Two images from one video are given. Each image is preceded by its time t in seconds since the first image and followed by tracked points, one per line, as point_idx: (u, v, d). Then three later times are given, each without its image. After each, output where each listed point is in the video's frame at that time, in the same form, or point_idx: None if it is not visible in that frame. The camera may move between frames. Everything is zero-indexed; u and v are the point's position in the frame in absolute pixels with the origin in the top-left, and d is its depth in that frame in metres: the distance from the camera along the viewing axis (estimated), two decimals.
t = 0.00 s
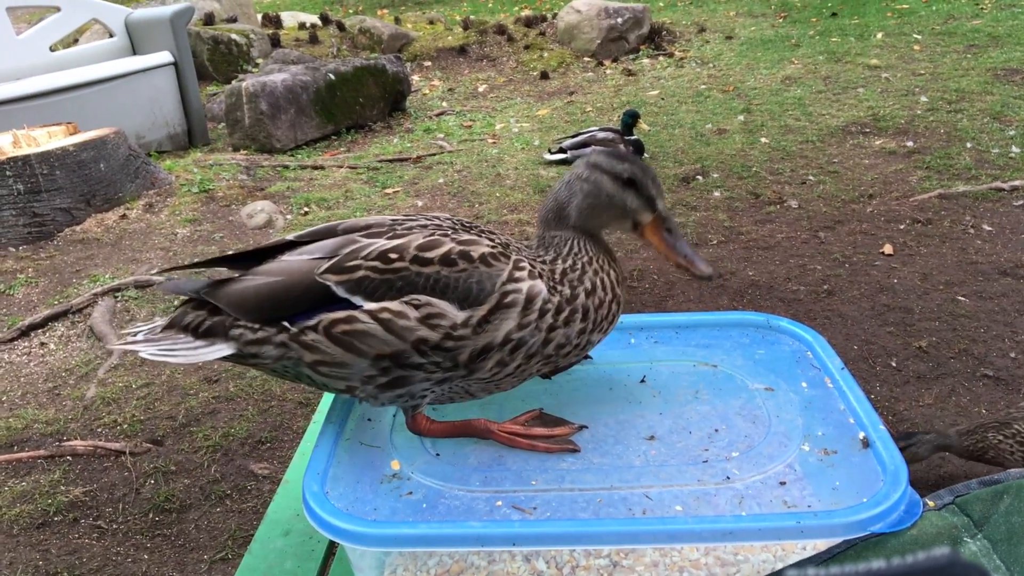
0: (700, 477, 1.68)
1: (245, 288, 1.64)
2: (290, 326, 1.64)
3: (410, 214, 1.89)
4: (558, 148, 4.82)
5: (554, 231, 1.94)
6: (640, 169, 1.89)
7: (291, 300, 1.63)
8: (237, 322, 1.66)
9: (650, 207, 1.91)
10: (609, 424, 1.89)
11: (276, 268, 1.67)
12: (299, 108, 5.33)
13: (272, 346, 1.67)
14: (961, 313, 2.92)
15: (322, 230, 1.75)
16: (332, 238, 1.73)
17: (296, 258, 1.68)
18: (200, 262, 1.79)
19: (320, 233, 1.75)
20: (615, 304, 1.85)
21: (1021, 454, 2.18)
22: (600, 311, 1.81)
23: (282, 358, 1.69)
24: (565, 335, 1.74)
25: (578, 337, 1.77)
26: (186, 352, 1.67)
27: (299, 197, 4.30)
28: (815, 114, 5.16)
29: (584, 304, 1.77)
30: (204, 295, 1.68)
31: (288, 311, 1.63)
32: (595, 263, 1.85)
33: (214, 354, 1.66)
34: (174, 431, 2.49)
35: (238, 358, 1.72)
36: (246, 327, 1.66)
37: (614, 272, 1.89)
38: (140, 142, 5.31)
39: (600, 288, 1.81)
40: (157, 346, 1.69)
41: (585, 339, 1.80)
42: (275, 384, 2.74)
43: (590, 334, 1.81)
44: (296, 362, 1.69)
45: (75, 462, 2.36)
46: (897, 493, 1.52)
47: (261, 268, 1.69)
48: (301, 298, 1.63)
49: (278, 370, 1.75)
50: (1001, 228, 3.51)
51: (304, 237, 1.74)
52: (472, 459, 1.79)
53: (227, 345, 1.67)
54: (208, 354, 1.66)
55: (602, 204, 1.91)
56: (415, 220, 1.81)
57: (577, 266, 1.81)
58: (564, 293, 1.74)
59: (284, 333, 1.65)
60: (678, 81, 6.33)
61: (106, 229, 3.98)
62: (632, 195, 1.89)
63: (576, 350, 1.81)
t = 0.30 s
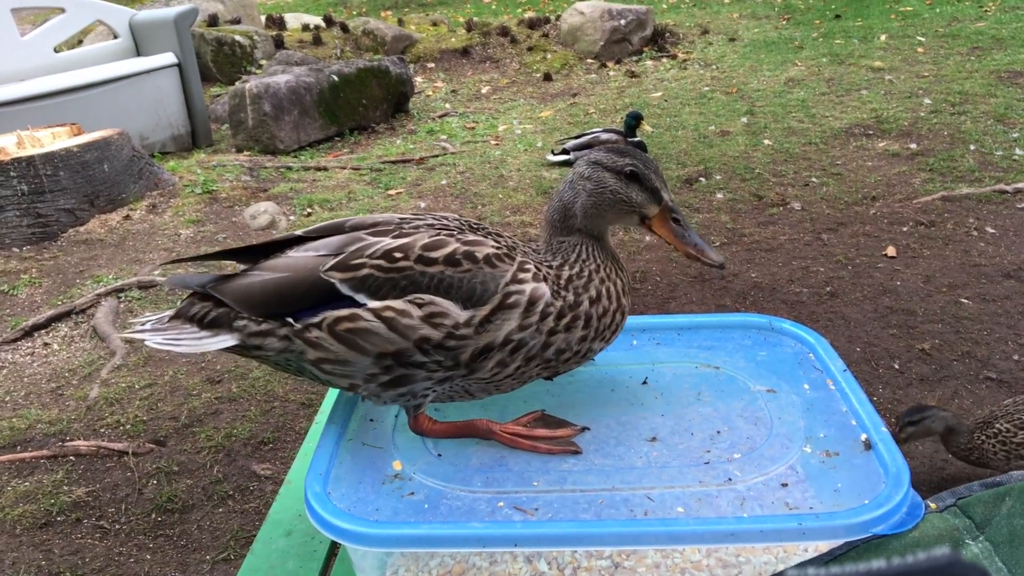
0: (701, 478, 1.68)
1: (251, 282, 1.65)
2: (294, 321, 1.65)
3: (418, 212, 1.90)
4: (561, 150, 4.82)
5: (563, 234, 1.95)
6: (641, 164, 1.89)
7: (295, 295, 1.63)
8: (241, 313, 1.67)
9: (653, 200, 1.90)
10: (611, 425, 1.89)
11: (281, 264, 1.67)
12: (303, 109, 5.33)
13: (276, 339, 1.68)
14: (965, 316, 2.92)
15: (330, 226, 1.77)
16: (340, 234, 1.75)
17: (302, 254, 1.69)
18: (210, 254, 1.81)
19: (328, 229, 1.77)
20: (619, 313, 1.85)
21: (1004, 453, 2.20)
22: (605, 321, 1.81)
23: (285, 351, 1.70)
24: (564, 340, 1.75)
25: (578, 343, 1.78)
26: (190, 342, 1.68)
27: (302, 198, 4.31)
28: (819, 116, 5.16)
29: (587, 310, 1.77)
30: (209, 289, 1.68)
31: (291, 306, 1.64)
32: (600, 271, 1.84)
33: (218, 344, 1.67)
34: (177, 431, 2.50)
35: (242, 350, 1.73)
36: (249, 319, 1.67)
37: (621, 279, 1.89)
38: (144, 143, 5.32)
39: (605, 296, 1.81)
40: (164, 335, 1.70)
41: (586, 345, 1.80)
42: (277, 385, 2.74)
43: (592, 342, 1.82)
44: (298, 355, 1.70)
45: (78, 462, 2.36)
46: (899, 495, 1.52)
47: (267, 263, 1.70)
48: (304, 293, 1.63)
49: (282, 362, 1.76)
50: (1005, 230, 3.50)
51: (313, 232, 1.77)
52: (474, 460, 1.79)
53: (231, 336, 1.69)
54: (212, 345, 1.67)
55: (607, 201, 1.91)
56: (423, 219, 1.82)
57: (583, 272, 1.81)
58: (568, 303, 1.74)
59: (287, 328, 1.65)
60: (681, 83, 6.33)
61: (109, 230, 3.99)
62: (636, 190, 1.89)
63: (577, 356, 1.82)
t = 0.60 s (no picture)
0: (703, 479, 1.68)
1: (253, 279, 1.65)
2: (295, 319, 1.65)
3: (424, 211, 1.91)
4: (563, 150, 4.83)
5: (559, 248, 1.85)
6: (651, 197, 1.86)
7: (296, 293, 1.64)
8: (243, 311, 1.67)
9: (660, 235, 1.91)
10: (612, 425, 1.89)
11: (283, 261, 1.68)
12: (304, 110, 5.34)
13: (276, 337, 1.68)
14: (966, 317, 2.91)
15: (335, 223, 1.79)
16: (344, 231, 1.77)
17: (304, 252, 1.70)
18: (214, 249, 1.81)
19: (333, 226, 1.78)
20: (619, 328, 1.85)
21: (998, 465, 2.20)
22: (605, 335, 1.81)
23: (284, 348, 1.70)
24: (562, 351, 1.76)
25: (576, 356, 1.78)
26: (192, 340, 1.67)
27: (303, 198, 4.31)
28: (820, 117, 5.16)
29: (587, 323, 1.76)
30: (212, 285, 1.68)
31: (292, 305, 1.64)
32: (605, 286, 1.82)
33: (219, 341, 1.66)
34: (178, 431, 2.50)
35: (242, 348, 1.73)
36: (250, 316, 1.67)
37: (624, 293, 1.88)
38: (145, 143, 5.33)
39: (608, 311, 1.81)
40: (165, 331, 1.70)
41: (582, 358, 1.81)
42: (278, 385, 2.74)
43: (590, 356, 1.82)
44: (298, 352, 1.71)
45: (79, 461, 2.36)
46: (900, 496, 1.52)
47: (268, 260, 1.71)
48: (305, 292, 1.64)
49: (282, 359, 1.76)
50: (1006, 232, 3.50)
51: (319, 227, 1.78)
52: (475, 460, 1.79)
53: (232, 333, 1.68)
54: (214, 342, 1.66)
55: (616, 229, 1.84)
56: (428, 219, 1.83)
57: (587, 286, 1.78)
58: (569, 319, 1.74)
59: (287, 326, 1.66)
60: (683, 84, 6.33)
61: (111, 230, 3.99)
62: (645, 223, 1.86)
63: (575, 368, 1.82)
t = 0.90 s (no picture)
0: (706, 480, 1.68)
1: (258, 275, 1.68)
2: (297, 315, 1.67)
3: (437, 213, 1.93)
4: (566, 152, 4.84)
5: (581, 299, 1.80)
6: (683, 290, 1.68)
7: (298, 289, 1.66)
8: (247, 307, 1.71)
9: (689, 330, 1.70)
10: (615, 427, 1.89)
11: (290, 257, 1.71)
12: (308, 111, 5.35)
13: (280, 332, 1.70)
14: (970, 319, 2.91)
15: (346, 219, 1.83)
16: (354, 228, 1.81)
17: (312, 248, 1.73)
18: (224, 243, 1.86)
19: (344, 222, 1.83)
20: (608, 375, 1.77)
21: (1000, 467, 2.20)
22: (591, 377, 1.74)
23: (288, 344, 1.73)
24: (546, 370, 1.70)
25: (559, 381, 1.72)
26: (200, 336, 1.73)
27: (307, 199, 4.32)
28: (824, 119, 5.15)
29: (581, 356, 1.71)
30: (219, 281, 1.72)
31: (294, 301, 1.66)
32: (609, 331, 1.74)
33: (225, 337, 1.71)
34: (181, 432, 2.50)
35: (249, 344, 1.77)
36: (255, 313, 1.70)
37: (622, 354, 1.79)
38: (149, 144, 5.34)
39: (602, 356, 1.74)
40: (175, 328, 1.76)
41: (563, 388, 1.74)
42: (282, 386, 2.75)
43: (569, 389, 1.75)
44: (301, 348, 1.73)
45: (83, 462, 2.37)
46: (903, 498, 1.51)
47: (276, 255, 1.75)
48: (307, 288, 1.66)
49: (288, 357, 1.79)
50: (1011, 234, 3.49)
51: (330, 222, 1.82)
52: (478, 461, 1.79)
53: (239, 329, 1.73)
54: (221, 338, 1.71)
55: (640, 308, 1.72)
56: (439, 221, 1.85)
57: (596, 325, 1.72)
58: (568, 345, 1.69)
59: (291, 323, 1.69)
60: (686, 86, 6.33)
61: (115, 231, 4.00)
62: (666, 315, 1.69)
63: (552, 392, 1.76)
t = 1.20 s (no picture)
0: (707, 477, 1.68)
1: (274, 255, 1.69)
2: (307, 300, 1.69)
3: (463, 213, 1.94)
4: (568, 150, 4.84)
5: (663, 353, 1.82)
6: (767, 346, 1.70)
7: (309, 274, 1.68)
8: (263, 287, 1.74)
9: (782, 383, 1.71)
10: (617, 424, 1.89)
11: (309, 241, 1.73)
12: (310, 109, 5.35)
13: (290, 315, 1.72)
14: (972, 318, 2.90)
15: (369, 212, 1.86)
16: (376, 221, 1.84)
17: (330, 235, 1.74)
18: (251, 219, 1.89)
19: (366, 215, 1.86)
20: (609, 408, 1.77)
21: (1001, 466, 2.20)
22: (589, 404, 1.75)
23: (296, 328, 1.74)
24: (545, 384, 1.71)
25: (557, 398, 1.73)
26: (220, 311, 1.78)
27: (308, 197, 4.32)
28: (826, 117, 5.14)
29: (588, 381, 1.72)
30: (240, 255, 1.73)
31: (305, 286, 1.68)
32: (637, 373, 1.76)
33: (241, 314, 1.75)
34: (183, 429, 2.51)
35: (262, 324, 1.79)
36: (269, 293, 1.73)
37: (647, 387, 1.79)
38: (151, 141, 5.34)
39: (610, 390, 1.74)
40: (197, 300, 1.81)
41: (562, 405, 1.76)
42: (283, 383, 2.75)
43: (566, 406, 1.76)
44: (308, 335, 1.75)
45: (85, 458, 2.37)
46: (905, 496, 1.51)
47: (297, 237, 1.77)
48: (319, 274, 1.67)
49: (300, 340, 1.81)
50: (1013, 233, 3.49)
51: (352, 213, 1.85)
52: (480, 459, 1.79)
53: (253, 307, 1.75)
54: (237, 315, 1.75)
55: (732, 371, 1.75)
56: (459, 223, 1.86)
57: (621, 358, 1.75)
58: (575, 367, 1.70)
59: (300, 307, 1.70)
60: (689, 83, 6.32)
61: (116, 228, 4.00)
62: (763, 373, 1.71)
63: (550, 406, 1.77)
